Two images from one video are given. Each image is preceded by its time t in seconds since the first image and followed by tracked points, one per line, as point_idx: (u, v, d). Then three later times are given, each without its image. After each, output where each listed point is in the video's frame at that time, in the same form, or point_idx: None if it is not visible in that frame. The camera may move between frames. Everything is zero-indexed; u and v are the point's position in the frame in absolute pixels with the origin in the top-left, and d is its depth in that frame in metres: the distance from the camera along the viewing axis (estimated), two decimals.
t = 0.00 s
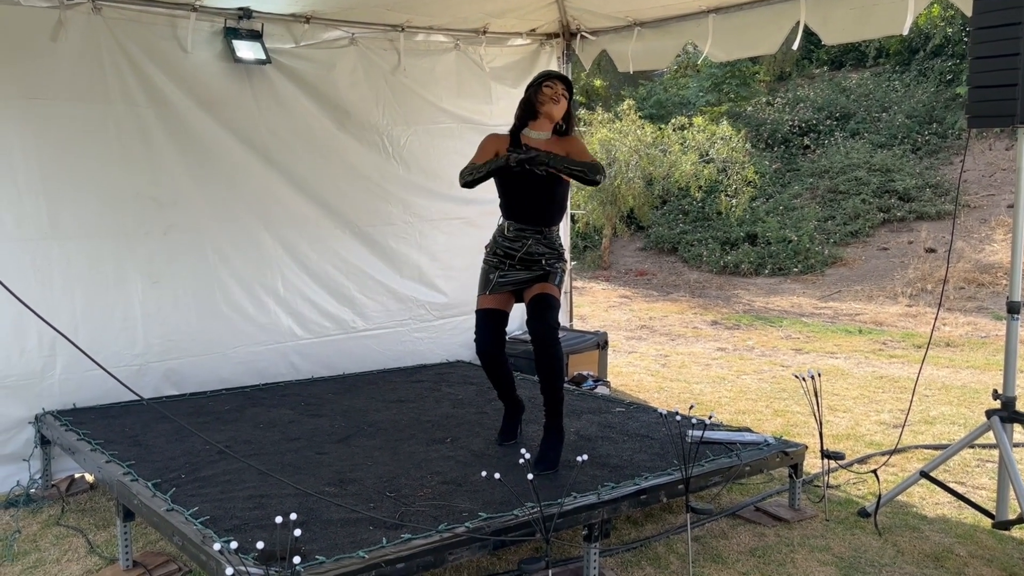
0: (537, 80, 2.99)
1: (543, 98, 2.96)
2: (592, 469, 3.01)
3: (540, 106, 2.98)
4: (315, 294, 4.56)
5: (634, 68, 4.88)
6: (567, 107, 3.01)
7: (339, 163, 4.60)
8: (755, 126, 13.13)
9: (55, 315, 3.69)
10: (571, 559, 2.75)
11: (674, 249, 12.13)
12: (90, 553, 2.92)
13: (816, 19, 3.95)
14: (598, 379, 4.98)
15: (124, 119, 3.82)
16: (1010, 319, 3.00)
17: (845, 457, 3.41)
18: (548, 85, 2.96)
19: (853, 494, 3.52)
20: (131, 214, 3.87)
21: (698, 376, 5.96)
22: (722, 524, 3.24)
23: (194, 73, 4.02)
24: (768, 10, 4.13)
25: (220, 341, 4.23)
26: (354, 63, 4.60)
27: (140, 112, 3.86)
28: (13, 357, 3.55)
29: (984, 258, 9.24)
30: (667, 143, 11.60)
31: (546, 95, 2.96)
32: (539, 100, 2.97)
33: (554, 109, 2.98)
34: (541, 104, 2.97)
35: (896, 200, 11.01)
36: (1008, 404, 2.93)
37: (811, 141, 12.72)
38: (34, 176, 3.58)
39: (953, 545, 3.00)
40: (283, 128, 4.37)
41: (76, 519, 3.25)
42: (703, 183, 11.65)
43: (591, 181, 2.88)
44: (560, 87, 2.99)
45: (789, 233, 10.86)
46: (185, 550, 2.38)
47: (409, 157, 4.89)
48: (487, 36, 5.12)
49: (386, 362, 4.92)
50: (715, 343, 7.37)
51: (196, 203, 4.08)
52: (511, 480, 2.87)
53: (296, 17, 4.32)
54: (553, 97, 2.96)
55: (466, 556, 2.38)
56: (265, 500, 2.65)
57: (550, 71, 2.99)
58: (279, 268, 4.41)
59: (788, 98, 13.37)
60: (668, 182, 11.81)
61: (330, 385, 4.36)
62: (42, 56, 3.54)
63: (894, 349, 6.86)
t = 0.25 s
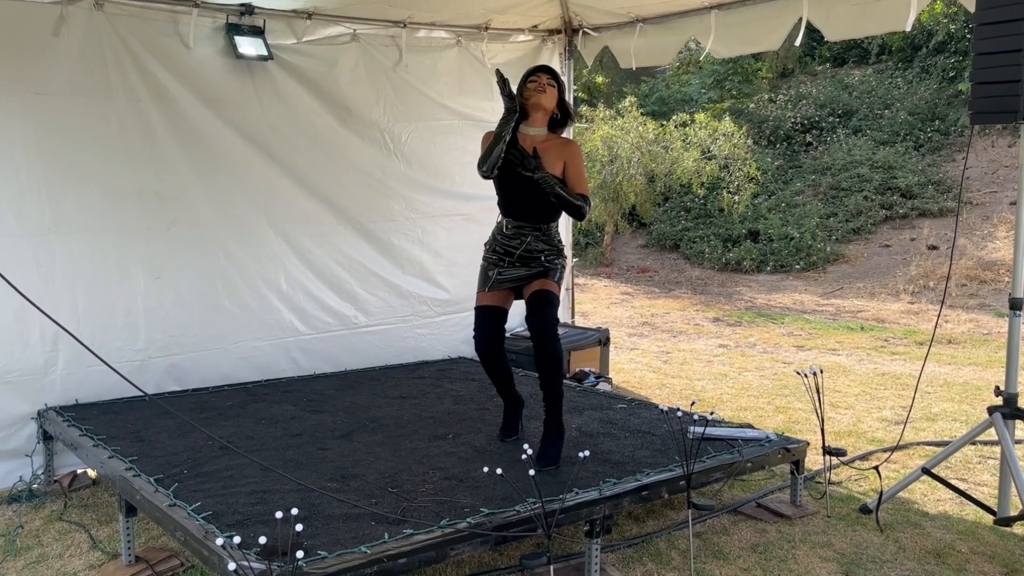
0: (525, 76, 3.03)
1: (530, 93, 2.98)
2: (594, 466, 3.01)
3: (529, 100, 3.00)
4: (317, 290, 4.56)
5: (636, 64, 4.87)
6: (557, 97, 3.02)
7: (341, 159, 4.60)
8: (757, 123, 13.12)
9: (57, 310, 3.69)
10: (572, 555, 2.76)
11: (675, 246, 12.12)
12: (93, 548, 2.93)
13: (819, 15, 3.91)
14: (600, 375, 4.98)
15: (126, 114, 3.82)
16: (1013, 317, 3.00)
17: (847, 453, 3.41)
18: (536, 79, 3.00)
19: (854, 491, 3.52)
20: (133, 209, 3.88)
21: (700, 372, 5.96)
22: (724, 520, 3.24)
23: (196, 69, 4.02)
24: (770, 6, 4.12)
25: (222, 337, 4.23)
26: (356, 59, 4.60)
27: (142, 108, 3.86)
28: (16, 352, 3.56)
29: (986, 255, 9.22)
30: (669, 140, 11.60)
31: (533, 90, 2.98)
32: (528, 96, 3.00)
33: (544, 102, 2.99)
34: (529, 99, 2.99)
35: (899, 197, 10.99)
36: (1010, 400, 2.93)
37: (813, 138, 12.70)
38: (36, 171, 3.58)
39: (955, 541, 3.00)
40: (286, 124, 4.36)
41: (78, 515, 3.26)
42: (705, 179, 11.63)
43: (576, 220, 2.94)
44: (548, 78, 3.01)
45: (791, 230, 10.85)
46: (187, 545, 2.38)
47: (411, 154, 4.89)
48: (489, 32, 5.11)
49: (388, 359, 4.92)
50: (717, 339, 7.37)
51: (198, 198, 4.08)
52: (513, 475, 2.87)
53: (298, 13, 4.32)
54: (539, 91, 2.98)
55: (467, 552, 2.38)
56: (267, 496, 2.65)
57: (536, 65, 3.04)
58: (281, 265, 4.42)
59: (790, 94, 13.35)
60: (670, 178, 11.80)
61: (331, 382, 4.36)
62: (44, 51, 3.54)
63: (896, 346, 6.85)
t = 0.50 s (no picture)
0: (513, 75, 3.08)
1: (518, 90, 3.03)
2: (596, 462, 3.01)
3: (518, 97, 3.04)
4: (319, 287, 4.57)
5: (639, 61, 4.87)
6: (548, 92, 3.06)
7: (343, 155, 4.60)
8: (760, 120, 13.10)
9: (59, 306, 3.69)
10: (575, 552, 2.76)
11: (677, 244, 12.10)
12: (95, 544, 2.93)
13: (821, 12, 3.90)
14: (602, 372, 4.98)
15: (128, 111, 3.82)
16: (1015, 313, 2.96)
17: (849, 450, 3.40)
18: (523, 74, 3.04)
19: (856, 488, 3.51)
20: (135, 206, 3.88)
21: (701, 370, 5.95)
22: (726, 517, 3.24)
23: (198, 65, 4.02)
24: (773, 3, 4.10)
25: (224, 334, 4.23)
26: (358, 55, 4.59)
27: (144, 105, 3.86)
28: (18, 348, 3.56)
29: (989, 253, 9.21)
30: (672, 137, 11.59)
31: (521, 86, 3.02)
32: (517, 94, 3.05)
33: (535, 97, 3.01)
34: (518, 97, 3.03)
35: (901, 194, 10.98)
36: (1012, 398, 2.92)
37: (815, 135, 12.68)
38: (38, 168, 3.58)
39: (957, 538, 3.00)
40: (288, 120, 4.36)
41: (80, 511, 3.26)
42: (707, 177, 11.62)
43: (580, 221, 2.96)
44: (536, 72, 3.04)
45: (793, 227, 10.83)
46: (189, 541, 2.38)
47: (413, 151, 4.89)
48: (491, 29, 5.10)
49: (390, 355, 4.92)
50: (719, 337, 7.36)
51: (200, 195, 4.08)
52: (515, 472, 2.87)
53: (300, 9, 4.31)
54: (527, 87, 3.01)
55: (470, 548, 2.38)
56: (269, 492, 2.66)
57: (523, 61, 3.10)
58: (284, 262, 4.42)
59: (792, 92, 13.32)
60: (672, 176, 11.78)
61: (333, 378, 4.36)
62: (46, 48, 3.54)
63: (898, 344, 6.84)
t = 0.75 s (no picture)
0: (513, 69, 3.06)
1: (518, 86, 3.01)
2: (598, 461, 3.00)
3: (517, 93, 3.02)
4: (321, 285, 4.57)
5: (641, 59, 4.87)
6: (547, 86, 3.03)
7: (346, 154, 4.60)
8: (762, 119, 13.08)
9: (61, 305, 3.69)
10: (576, 551, 2.76)
11: (679, 242, 12.09)
12: (97, 543, 2.93)
13: (823, 10, 3.89)
14: (604, 371, 4.97)
15: (130, 110, 3.82)
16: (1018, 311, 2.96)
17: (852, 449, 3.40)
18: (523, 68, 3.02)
19: (859, 487, 3.51)
20: (137, 205, 3.88)
21: (703, 369, 5.95)
22: (728, 516, 3.24)
23: (200, 64, 4.02)
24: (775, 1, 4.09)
25: (226, 332, 4.23)
26: (360, 54, 4.59)
27: (146, 103, 3.86)
28: (20, 346, 3.56)
29: (991, 252, 9.19)
30: (674, 136, 11.58)
31: (521, 81, 3.00)
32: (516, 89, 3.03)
33: (535, 91, 2.99)
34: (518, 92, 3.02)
35: (903, 193, 10.97)
36: (1015, 397, 2.91)
37: (818, 134, 12.66)
38: (41, 166, 3.58)
39: (960, 538, 3.00)
40: (290, 119, 4.36)
41: (82, 509, 3.27)
42: (709, 176, 11.61)
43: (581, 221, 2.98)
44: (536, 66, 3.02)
45: (795, 225, 10.81)
46: (191, 539, 2.38)
47: (416, 149, 4.89)
48: (493, 27, 5.10)
49: (392, 354, 4.92)
50: (720, 336, 7.35)
51: (202, 194, 4.08)
52: (517, 471, 2.87)
53: (302, 8, 4.31)
54: (526, 83, 2.99)
55: (472, 547, 2.37)
56: (272, 491, 2.65)
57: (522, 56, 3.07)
58: (286, 260, 4.42)
59: (795, 90, 13.31)
60: (674, 174, 11.78)
61: (335, 377, 4.37)
62: (49, 46, 3.54)
63: (900, 343, 6.83)
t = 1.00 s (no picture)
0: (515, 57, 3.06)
1: (519, 76, 3.01)
2: (599, 461, 3.00)
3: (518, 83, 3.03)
4: (324, 284, 4.57)
5: (642, 59, 4.87)
6: (548, 77, 3.01)
7: (348, 153, 4.60)
8: (763, 118, 13.07)
9: (64, 304, 3.70)
10: (577, 550, 2.76)
11: (681, 242, 12.08)
12: (98, 541, 2.94)
13: (825, 10, 3.90)
14: (605, 371, 4.97)
15: (133, 109, 3.82)
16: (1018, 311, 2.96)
17: (853, 450, 3.40)
18: (525, 57, 3.01)
19: (860, 487, 3.51)
20: (140, 204, 3.88)
21: (705, 368, 5.95)
22: (729, 516, 3.24)
23: (203, 63, 4.02)
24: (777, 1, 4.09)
25: (228, 331, 4.24)
26: (363, 54, 4.60)
27: (149, 102, 3.87)
28: (23, 345, 3.56)
29: (993, 252, 9.18)
30: (675, 135, 11.60)
31: (522, 72, 3.00)
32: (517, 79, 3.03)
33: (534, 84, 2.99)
34: (518, 83, 3.02)
35: (905, 193, 10.96)
36: (1017, 397, 2.91)
37: (819, 133, 12.65)
38: (44, 166, 3.58)
39: (961, 538, 2.99)
40: (292, 118, 4.36)
41: (84, 508, 3.27)
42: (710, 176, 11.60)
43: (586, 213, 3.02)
44: (538, 56, 3.01)
45: (797, 225, 10.80)
46: (193, 539, 2.39)
47: (418, 149, 4.89)
48: (495, 27, 5.10)
49: (393, 353, 4.92)
50: (722, 335, 7.35)
51: (205, 193, 4.08)
52: (518, 470, 2.87)
53: (303, 8, 4.31)
54: (526, 74, 2.99)
55: (473, 547, 2.38)
56: (273, 490, 2.66)
57: (525, 42, 3.05)
58: (289, 259, 4.42)
59: (796, 90, 13.30)
60: (676, 174, 11.78)
61: (336, 376, 4.37)
62: (52, 45, 3.54)
63: (902, 343, 6.83)
